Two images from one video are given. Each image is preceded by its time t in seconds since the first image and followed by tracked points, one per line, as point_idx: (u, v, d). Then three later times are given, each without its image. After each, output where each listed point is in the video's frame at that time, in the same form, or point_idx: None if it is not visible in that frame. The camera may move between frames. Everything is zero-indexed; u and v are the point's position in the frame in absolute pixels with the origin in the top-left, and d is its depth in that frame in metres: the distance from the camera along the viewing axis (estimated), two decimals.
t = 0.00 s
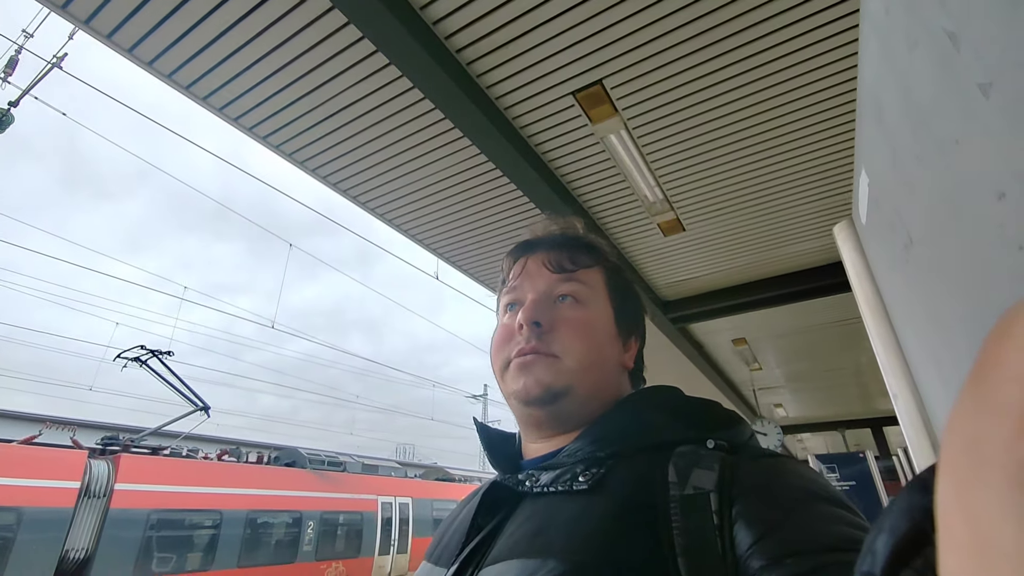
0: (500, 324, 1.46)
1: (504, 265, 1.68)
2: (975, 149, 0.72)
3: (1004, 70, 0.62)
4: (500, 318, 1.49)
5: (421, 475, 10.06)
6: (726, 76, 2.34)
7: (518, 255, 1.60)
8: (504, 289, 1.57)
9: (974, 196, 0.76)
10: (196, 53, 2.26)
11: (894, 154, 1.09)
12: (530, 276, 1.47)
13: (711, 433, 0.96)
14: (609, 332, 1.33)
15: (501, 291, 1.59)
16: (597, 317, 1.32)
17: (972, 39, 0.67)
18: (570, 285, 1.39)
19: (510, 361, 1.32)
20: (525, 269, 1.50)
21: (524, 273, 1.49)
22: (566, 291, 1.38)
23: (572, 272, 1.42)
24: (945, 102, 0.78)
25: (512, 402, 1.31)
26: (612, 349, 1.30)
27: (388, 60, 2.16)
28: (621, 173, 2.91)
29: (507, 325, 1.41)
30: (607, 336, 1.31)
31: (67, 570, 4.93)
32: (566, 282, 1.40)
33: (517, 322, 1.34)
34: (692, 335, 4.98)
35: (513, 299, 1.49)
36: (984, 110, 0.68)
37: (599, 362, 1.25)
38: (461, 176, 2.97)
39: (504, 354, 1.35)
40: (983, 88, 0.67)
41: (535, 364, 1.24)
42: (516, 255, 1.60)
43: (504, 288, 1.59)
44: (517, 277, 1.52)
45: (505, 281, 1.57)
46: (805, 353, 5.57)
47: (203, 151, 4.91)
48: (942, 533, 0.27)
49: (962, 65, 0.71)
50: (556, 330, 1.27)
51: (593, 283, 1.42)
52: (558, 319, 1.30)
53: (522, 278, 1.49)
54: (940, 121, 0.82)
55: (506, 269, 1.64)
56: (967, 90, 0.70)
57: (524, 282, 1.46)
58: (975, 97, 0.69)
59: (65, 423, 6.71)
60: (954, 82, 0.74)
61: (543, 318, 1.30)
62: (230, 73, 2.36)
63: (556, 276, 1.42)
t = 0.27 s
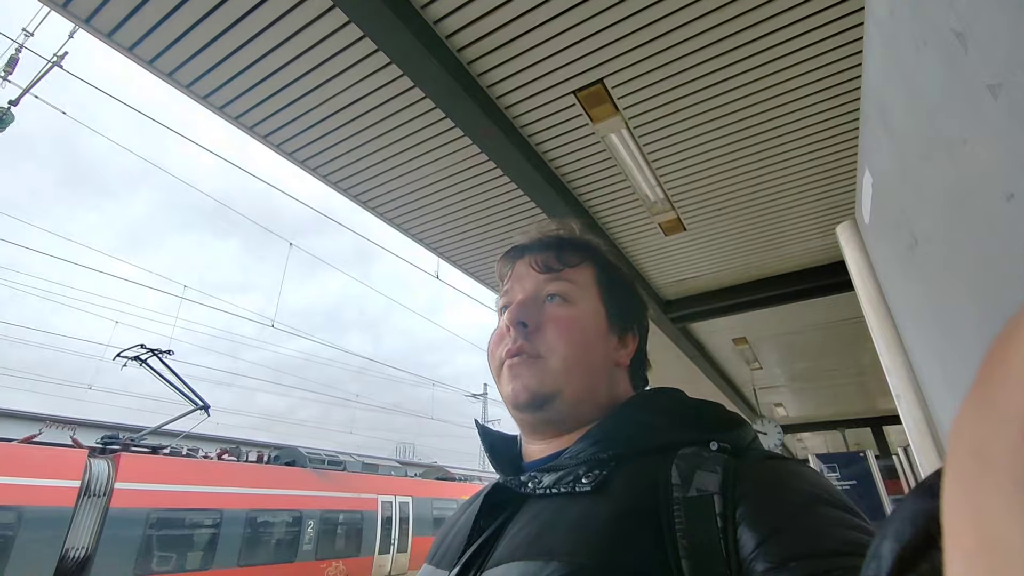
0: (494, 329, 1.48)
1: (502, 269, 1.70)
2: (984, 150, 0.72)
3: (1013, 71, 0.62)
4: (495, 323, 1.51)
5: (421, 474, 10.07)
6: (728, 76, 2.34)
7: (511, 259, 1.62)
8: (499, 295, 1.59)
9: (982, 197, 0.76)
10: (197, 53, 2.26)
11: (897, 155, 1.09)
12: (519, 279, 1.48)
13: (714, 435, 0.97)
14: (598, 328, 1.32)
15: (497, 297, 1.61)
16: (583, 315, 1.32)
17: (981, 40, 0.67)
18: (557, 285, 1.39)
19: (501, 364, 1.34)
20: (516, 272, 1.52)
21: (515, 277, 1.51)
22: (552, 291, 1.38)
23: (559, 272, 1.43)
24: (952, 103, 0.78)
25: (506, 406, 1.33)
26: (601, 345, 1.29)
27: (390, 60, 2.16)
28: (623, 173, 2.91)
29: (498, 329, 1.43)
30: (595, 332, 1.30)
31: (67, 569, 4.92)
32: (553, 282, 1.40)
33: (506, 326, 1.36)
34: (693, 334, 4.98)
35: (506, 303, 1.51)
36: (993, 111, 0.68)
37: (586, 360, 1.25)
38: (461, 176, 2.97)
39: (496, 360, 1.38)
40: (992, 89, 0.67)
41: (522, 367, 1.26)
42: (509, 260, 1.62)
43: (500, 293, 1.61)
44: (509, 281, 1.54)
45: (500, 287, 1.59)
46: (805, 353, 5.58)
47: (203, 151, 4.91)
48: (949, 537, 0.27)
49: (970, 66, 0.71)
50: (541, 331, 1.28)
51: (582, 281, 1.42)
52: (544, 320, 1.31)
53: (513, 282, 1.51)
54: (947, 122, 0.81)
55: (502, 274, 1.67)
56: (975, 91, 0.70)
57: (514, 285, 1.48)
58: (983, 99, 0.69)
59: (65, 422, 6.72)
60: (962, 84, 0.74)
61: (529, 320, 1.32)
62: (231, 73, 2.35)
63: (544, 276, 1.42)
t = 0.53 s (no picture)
0: (493, 329, 1.47)
1: (500, 269, 1.69)
2: (986, 148, 0.72)
3: (1016, 69, 0.62)
4: (494, 323, 1.50)
5: (419, 473, 10.06)
6: (727, 74, 2.34)
7: (510, 259, 1.61)
8: (498, 294, 1.58)
9: (984, 196, 0.76)
10: (194, 51, 2.25)
11: (898, 153, 1.09)
12: (519, 279, 1.48)
13: (711, 435, 0.97)
14: (599, 330, 1.32)
15: (495, 296, 1.60)
16: (584, 316, 1.32)
17: (983, 38, 0.67)
18: (558, 285, 1.39)
19: (502, 365, 1.33)
20: (516, 272, 1.51)
21: (515, 277, 1.50)
22: (553, 292, 1.38)
23: (559, 272, 1.42)
24: (953, 101, 0.78)
25: (505, 406, 1.32)
26: (602, 347, 1.30)
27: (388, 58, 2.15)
28: (621, 172, 2.91)
29: (498, 329, 1.42)
30: (595, 334, 1.30)
31: (65, 569, 4.95)
32: (554, 282, 1.40)
33: (506, 326, 1.35)
34: (691, 333, 4.99)
35: (505, 303, 1.50)
36: (995, 109, 0.68)
37: (587, 362, 1.25)
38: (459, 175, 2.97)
39: (496, 359, 1.37)
40: (994, 87, 0.67)
41: (523, 367, 1.25)
42: (508, 260, 1.62)
43: (498, 293, 1.60)
44: (509, 281, 1.53)
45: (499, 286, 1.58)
46: (802, 351, 5.59)
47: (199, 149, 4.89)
48: (943, 535, 0.27)
49: (972, 65, 0.71)
50: (544, 332, 1.28)
51: (582, 282, 1.42)
52: (545, 320, 1.30)
53: (513, 281, 1.50)
54: (949, 120, 0.81)
55: (500, 273, 1.66)
56: (977, 89, 0.70)
57: (514, 285, 1.47)
58: (985, 97, 0.69)
59: (61, 422, 6.70)
60: (965, 82, 0.74)
61: (530, 320, 1.31)
62: (228, 71, 2.34)
63: (544, 277, 1.42)
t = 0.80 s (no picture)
0: (495, 326, 1.47)
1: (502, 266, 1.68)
2: (987, 146, 0.72)
3: (1018, 65, 0.62)
4: (496, 320, 1.50)
5: (419, 472, 10.07)
6: (726, 73, 2.34)
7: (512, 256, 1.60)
8: (499, 292, 1.57)
9: (985, 193, 0.76)
10: (193, 49, 2.24)
11: (899, 151, 1.09)
12: (522, 276, 1.47)
13: (712, 432, 0.97)
14: (602, 328, 1.32)
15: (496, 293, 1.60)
16: (588, 315, 1.32)
17: (986, 34, 0.67)
18: (561, 284, 1.39)
19: (505, 363, 1.33)
20: (519, 269, 1.51)
21: (518, 274, 1.50)
22: (557, 291, 1.38)
23: (563, 271, 1.42)
24: (955, 98, 0.79)
25: (508, 404, 1.32)
26: (605, 346, 1.30)
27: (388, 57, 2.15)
28: (620, 170, 2.91)
29: (501, 326, 1.42)
30: (599, 333, 1.30)
31: (64, 569, 4.96)
32: (558, 280, 1.40)
33: (510, 323, 1.35)
34: (690, 332, 4.99)
35: (507, 301, 1.50)
36: (997, 106, 0.68)
37: (590, 361, 1.25)
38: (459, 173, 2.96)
39: (499, 356, 1.36)
40: (996, 83, 0.67)
41: (527, 365, 1.25)
42: (510, 257, 1.61)
43: (500, 290, 1.60)
44: (512, 278, 1.53)
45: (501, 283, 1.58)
46: (802, 350, 5.60)
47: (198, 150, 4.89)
48: (943, 529, 0.27)
49: (974, 61, 0.71)
50: (548, 330, 1.28)
51: (585, 281, 1.42)
52: (549, 318, 1.30)
53: (516, 279, 1.50)
54: (950, 117, 0.82)
55: (502, 270, 1.65)
56: (980, 85, 0.70)
57: (518, 283, 1.47)
58: (987, 93, 0.69)
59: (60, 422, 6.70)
60: (966, 78, 0.74)
61: (534, 318, 1.31)
62: (227, 70, 2.34)
63: (548, 275, 1.42)
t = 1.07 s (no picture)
0: (494, 327, 1.46)
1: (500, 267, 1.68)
2: (992, 143, 0.73)
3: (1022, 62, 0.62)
4: (494, 321, 1.49)
5: (417, 471, 10.07)
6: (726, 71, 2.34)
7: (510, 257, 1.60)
8: (498, 292, 1.57)
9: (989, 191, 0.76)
10: (190, 46, 2.23)
11: (901, 148, 1.09)
12: (520, 277, 1.47)
13: (713, 431, 0.97)
14: (599, 327, 1.32)
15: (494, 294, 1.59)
16: (585, 314, 1.32)
17: (991, 29, 0.66)
18: (559, 284, 1.39)
19: (503, 364, 1.32)
20: (517, 270, 1.51)
21: (516, 275, 1.50)
22: (554, 291, 1.38)
23: (561, 271, 1.42)
24: (958, 94, 0.79)
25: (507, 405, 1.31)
26: (604, 345, 1.30)
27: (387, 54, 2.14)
28: (620, 169, 2.91)
29: (500, 327, 1.41)
30: (596, 332, 1.30)
31: (62, 567, 4.96)
32: (555, 281, 1.40)
33: (507, 324, 1.34)
34: (689, 331, 4.99)
35: (505, 301, 1.49)
36: (1001, 102, 0.68)
37: (589, 360, 1.25)
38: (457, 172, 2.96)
39: (498, 357, 1.36)
40: (1001, 79, 0.67)
41: (525, 365, 1.25)
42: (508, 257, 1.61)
43: (497, 291, 1.60)
44: (510, 279, 1.52)
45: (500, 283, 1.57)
46: (800, 349, 5.60)
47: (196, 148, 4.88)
48: (949, 533, 0.27)
49: (979, 56, 0.71)
50: (546, 330, 1.27)
51: (582, 280, 1.42)
52: (547, 319, 1.30)
53: (515, 279, 1.49)
54: (954, 114, 0.81)
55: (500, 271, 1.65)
56: (985, 81, 0.70)
57: (515, 283, 1.47)
58: (992, 90, 0.69)
59: (57, 421, 6.69)
60: (972, 74, 0.74)
61: (531, 318, 1.31)
62: (224, 67, 2.33)
63: (545, 275, 1.42)
